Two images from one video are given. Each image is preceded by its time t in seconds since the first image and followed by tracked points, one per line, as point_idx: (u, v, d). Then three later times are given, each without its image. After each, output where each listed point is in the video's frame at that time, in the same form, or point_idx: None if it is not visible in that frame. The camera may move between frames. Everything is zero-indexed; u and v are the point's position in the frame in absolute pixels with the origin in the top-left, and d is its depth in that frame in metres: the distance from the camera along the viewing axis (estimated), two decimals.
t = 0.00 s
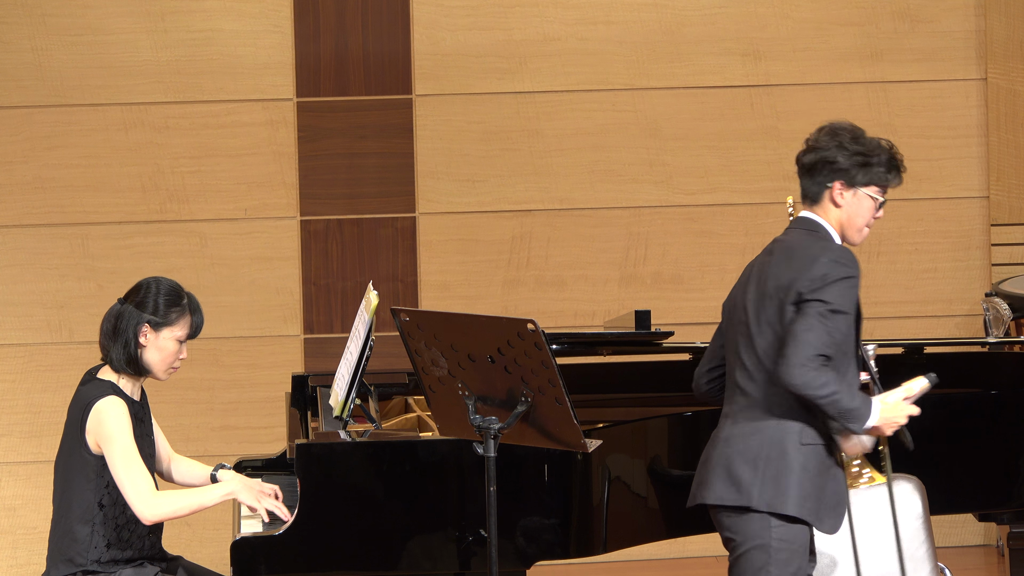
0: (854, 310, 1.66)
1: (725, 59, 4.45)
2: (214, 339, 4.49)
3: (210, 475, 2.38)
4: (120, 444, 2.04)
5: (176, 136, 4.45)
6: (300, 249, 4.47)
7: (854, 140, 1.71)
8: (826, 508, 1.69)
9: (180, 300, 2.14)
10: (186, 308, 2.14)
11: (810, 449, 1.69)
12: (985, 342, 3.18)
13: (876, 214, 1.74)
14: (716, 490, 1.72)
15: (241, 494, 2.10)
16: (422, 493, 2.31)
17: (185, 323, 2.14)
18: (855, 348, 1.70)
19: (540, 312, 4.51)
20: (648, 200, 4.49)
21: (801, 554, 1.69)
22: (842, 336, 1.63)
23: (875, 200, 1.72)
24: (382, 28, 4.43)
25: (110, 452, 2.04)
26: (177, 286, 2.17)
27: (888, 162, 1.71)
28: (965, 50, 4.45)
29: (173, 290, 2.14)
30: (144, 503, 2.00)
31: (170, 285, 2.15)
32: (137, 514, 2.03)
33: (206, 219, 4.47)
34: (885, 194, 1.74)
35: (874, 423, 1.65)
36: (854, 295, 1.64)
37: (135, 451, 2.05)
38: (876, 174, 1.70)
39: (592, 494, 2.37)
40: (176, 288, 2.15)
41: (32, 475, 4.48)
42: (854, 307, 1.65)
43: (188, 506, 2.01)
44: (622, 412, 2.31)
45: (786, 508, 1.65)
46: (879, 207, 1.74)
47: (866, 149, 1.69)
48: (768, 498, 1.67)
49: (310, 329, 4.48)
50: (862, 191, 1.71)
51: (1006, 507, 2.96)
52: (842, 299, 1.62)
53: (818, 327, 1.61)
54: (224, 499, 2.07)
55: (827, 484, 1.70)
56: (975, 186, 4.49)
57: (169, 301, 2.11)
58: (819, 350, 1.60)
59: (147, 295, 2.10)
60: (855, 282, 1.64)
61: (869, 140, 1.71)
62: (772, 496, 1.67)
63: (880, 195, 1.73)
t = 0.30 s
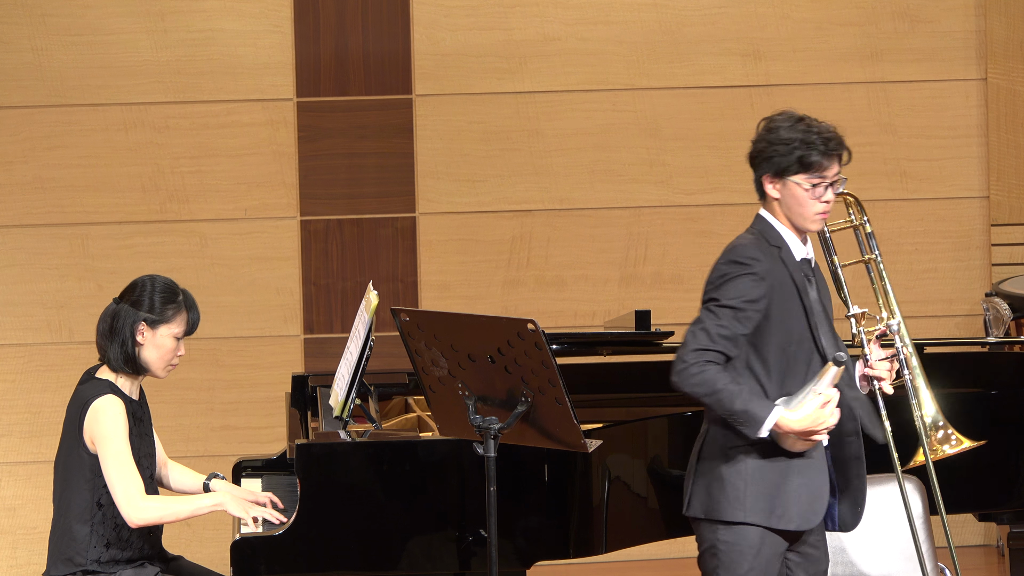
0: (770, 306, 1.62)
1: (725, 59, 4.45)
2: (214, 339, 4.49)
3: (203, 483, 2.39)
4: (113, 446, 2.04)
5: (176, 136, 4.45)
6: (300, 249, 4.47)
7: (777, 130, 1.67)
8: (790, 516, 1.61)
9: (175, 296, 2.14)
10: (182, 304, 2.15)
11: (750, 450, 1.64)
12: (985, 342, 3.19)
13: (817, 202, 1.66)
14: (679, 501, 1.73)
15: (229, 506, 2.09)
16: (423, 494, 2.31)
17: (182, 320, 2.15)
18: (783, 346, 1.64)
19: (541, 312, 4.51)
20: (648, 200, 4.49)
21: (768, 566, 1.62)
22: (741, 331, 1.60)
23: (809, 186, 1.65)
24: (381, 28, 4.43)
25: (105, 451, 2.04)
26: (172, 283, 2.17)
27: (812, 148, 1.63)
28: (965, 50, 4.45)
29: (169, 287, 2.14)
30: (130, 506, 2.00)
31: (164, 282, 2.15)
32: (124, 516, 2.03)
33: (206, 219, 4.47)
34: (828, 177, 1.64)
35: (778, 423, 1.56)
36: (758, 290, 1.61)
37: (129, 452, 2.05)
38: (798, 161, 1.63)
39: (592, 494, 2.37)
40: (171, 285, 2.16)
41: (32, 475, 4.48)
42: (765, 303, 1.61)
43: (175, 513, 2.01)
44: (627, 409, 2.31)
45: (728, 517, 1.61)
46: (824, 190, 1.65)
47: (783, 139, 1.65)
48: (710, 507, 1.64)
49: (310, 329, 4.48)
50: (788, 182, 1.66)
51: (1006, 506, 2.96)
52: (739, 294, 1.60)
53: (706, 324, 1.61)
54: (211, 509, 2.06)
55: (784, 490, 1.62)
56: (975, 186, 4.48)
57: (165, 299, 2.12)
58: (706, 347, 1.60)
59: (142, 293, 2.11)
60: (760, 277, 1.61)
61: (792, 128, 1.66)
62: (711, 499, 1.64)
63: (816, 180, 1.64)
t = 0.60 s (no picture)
0: (691, 310, 1.66)
1: (725, 59, 4.45)
2: (214, 339, 4.49)
3: (202, 487, 2.42)
4: (117, 446, 2.04)
5: (175, 136, 4.45)
6: (300, 249, 4.47)
7: (714, 135, 1.70)
8: (742, 513, 1.62)
9: (169, 291, 2.15)
10: (176, 298, 2.15)
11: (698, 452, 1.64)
12: (985, 342, 3.19)
13: (746, 209, 1.67)
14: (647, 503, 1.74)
15: (232, 506, 2.08)
16: (422, 494, 2.31)
17: (178, 314, 2.16)
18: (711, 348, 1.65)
19: (541, 312, 4.51)
20: (648, 200, 4.49)
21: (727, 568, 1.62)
22: (657, 335, 1.65)
23: (740, 195, 1.67)
24: (381, 28, 4.43)
25: (106, 452, 2.04)
26: (165, 278, 2.18)
27: (737, 155, 1.65)
28: (965, 50, 4.45)
29: (161, 283, 2.15)
30: (134, 506, 2.01)
31: (156, 278, 2.16)
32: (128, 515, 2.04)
33: (206, 219, 4.47)
34: (759, 185, 1.65)
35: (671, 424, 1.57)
36: (676, 295, 1.65)
37: (132, 453, 2.06)
38: (726, 170, 1.66)
39: (592, 494, 2.36)
40: (163, 281, 2.16)
41: (32, 475, 4.48)
42: (684, 307, 1.66)
43: (180, 513, 2.01)
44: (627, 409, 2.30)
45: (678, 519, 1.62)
46: (757, 198, 1.66)
47: (714, 144, 1.68)
48: (667, 512, 1.66)
49: (310, 329, 4.48)
50: (720, 189, 1.69)
51: (1007, 507, 2.96)
52: (655, 299, 1.66)
53: (623, 328, 1.68)
54: (214, 508, 2.04)
55: (735, 491, 1.62)
56: (975, 186, 4.48)
57: (159, 295, 2.13)
58: (620, 350, 1.66)
59: (135, 292, 2.11)
60: (678, 283, 1.66)
61: (725, 134, 1.68)
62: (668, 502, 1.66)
63: (746, 189, 1.66)
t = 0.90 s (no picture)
0: (634, 315, 1.81)
1: (725, 59, 4.45)
2: (214, 339, 4.49)
3: (204, 487, 2.45)
4: (128, 447, 2.06)
5: (176, 136, 4.45)
6: (300, 249, 4.47)
7: (676, 144, 1.78)
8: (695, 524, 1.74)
9: (167, 286, 2.18)
10: (175, 292, 2.19)
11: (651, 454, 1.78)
12: (985, 342, 3.19)
13: (699, 221, 1.75)
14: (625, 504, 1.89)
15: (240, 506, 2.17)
16: (422, 494, 2.31)
17: (178, 307, 2.19)
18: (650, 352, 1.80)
19: (541, 312, 4.51)
20: (648, 200, 4.49)
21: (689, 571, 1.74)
22: (599, 339, 1.83)
23: (693, 209, 1.75)
24: (382, 28, 4.43)
25: (115, 453, 2.06)
26: (160, 273, 2.21)
27: (692, 170, 1.73)
28: (965, 50, 4.45)
29: (158, 278, 2.18)
30: (140, 506, 2.02)
31: (153, 275, 2.19)
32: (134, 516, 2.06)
33: (206, 219, 4.47)
34: (712, 201, 1.74)
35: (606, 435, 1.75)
36: (619, 301, 1.82)
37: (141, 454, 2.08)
38: (681, 184, 1.75)
39: (591, 495, 2.36)
40: (160, 276, 2.19)
41: (32, 475, 4.47)
42: (626, 313, 1.81)
43: (187, 514, 2.04)
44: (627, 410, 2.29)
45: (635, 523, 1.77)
46: (710, 213, 1.74)
47: (674, 155, 1.76)
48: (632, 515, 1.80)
49: (310, 329, 4.48)
50: (676, 199, 1.78)
51: (1007, 507, 2.97)
52: (601, 304, 1.83)
53: (574, 332, 1.87)
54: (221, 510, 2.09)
55: (686, 498, 1.75)
56: (975, 186, 4.48)
57: (157, 290, 2.16)
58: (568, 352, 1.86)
59: (133, 292, 2.14)
60: (621, 289, 1.82)
61: (685, 146, 1.76)
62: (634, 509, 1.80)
63: (699, 204, 1.74)
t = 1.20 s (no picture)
0: (614, 322, 1.86)
1: (725, 59, 4.45)
2: (213, 339, 4.49)
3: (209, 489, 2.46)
4: (127, 446, 2.07)
5: (175, 136, 4.45)
6: (300, 249, 4.47)
7: (650, 150, 1.82)
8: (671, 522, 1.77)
9: (166, 283, 2.19)
10: (175, 289, 2.20)
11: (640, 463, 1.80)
12: (985, 342, 3.19)
13: (673, 226, 1.79)
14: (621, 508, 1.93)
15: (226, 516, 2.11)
16: (422, 494, 2.31)
17: (179, 302, 2.21)
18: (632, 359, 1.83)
19: (541, 312, 4.51)
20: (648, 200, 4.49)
21: None
22: (583, 348, 1.85)
23: (666, 215, 1.79)
24: (381, 28, 4.42)
25: (114, 453, 2.07)
26: (159, 270, 2.22)
27: (665, 177, 1.76)
28: (965, 50, 4.45)
29: (156, 276, 2.19)
30: (129, 510, 2.03)
31: (151, 273, 2.20)
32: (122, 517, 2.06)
33: (206, 219, 4.47)
34: (686, 207, 1.77)
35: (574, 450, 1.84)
36: (598, 309, 1.86)
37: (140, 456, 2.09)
38: (654, 190, 1.78)
39: (592, 495, 2.36)
40: (158, 274, 2.20)
41: (31, 475, 4.47)
42: (607, 320, 1.86)
43: (181, 518, 2.04)
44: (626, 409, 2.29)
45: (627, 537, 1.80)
46: (683, 219, 1.78)
47: (647, 162, 1.80)
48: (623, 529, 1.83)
49: (310, 329, 4.48)
50: (650, 205, 1.81)
51: (1006, 506, 2.97)
52: (582, 314, 1.87)
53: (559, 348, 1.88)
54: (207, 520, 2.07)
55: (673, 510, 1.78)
56: (975, 186, 4.48)
57: (156, 287, 2.16)
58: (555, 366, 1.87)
59: (133, 291, 2.15)
60: (599, 297, 1.86)
61: (658, 152, 1.79)
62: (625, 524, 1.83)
63: (672, 210, 1.78)
